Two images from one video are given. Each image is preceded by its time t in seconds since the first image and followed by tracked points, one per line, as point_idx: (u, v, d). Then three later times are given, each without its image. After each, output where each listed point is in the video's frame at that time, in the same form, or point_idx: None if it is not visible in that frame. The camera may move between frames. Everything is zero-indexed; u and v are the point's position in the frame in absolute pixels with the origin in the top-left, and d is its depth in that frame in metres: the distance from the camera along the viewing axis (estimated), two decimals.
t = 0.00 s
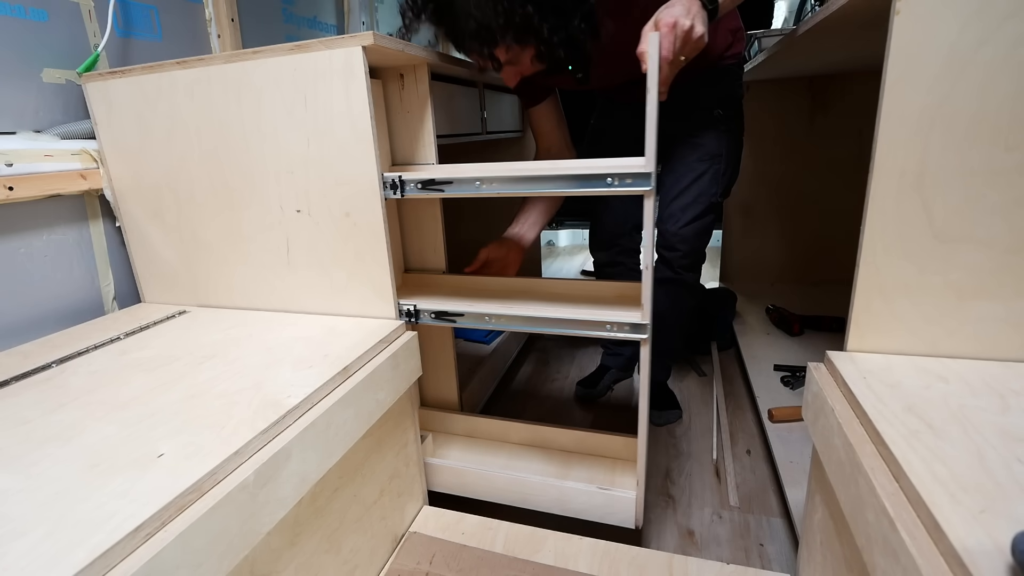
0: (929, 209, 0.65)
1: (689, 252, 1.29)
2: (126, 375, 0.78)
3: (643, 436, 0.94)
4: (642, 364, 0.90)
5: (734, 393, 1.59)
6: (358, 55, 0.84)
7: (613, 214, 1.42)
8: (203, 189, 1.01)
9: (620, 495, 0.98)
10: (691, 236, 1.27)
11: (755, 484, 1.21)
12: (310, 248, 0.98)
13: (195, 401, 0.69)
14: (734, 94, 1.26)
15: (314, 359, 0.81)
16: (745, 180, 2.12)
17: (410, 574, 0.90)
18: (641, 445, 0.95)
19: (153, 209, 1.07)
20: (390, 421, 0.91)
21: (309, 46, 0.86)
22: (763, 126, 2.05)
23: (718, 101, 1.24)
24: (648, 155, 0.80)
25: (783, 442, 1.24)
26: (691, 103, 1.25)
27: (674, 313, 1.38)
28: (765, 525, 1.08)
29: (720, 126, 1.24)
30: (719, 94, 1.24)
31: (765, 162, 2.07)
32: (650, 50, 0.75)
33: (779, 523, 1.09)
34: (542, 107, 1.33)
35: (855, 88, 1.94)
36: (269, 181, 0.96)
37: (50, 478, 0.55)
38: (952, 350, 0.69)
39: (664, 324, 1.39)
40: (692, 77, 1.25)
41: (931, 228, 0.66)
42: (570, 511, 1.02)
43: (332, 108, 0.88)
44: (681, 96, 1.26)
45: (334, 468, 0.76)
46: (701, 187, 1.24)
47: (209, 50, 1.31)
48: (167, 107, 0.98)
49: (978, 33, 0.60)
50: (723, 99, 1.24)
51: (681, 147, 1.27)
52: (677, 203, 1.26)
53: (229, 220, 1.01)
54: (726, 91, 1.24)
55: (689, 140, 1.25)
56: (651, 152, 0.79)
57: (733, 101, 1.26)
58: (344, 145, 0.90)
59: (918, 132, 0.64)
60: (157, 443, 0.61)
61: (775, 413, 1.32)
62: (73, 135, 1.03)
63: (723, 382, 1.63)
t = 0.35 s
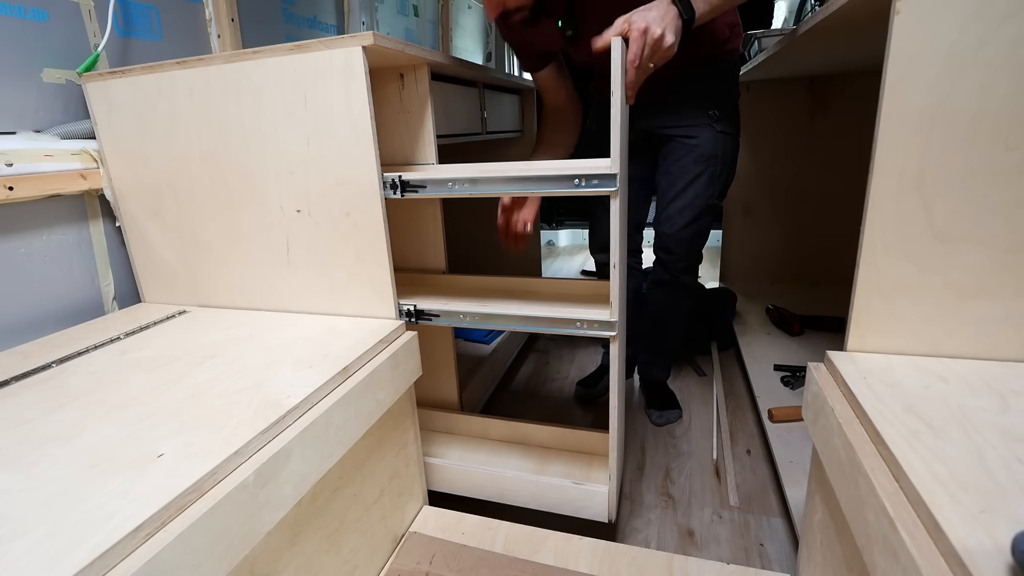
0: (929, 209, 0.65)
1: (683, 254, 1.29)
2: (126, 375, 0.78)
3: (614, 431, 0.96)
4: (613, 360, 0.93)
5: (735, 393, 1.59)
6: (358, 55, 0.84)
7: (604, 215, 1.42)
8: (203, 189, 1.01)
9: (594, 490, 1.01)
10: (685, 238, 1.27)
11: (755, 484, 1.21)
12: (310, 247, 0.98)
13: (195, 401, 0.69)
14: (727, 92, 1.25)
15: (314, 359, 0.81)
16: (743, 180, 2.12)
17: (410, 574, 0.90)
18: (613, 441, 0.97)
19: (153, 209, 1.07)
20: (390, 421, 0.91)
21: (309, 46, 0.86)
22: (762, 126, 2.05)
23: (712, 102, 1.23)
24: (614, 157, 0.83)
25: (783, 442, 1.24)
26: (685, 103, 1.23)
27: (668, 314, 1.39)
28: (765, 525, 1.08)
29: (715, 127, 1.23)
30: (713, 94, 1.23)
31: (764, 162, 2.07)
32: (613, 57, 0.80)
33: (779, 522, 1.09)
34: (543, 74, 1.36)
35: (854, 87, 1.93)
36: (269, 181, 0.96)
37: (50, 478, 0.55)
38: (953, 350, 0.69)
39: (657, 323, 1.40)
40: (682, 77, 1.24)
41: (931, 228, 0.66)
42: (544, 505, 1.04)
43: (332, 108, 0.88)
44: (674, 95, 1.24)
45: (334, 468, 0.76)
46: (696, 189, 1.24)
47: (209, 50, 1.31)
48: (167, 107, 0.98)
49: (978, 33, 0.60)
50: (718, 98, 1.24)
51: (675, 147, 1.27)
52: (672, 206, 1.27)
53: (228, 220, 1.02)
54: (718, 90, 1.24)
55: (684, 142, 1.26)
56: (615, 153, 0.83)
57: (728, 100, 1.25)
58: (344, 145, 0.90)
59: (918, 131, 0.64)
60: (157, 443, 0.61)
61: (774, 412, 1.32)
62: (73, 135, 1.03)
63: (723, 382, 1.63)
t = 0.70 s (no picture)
0: (929, 209, 0.65)
1: (679, 261, 1.32)
2: (126, 375, 0.78)
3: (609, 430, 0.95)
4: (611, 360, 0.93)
5: (735, 394, 1.59)
6: (359, 56, 0.84)
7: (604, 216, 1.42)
8: (203, 189, 1.01)
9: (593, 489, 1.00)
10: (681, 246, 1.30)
11: (755, 484, 1.21)
12: (310, 247, 0.98)
13: (195, 401, 0.69)
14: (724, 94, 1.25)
15: (314, 359, 0.81)
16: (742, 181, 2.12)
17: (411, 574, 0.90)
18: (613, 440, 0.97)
19: (153, 209, 1.07)
20: (390, 421, 0.91)
21: (309, 46, 0.86)
22: (760, 127, 2.05)
23: (706, 106, 1.23)
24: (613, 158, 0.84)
25: (782, 442, 1.24)
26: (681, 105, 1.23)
27: (667, 317, 1.42)
28: (765, 525, 1.08)
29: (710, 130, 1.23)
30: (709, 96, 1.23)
31: (764, 162, 2.08)
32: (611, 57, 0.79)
33: (779, 522, 1.09)
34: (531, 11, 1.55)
35: (854, 87, 1.93)
36: (269, 181, 0.96)
37: (50, 478, 0.55)
38: (952, 350, 0.69)
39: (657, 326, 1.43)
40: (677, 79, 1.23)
41: (931, 228, 0.66)
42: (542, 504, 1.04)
43: (332, 108, 0.88)
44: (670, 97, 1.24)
45: (334, 468, 0.76)
46: (692, 196, 1.26)
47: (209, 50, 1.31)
48: (167, 107, 0.98)
49: (978, 33, 0.60)
50: (712, 102, 1.24)
51: (672, 152, 1.27)
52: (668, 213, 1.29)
53: (228, 220, 1.02)
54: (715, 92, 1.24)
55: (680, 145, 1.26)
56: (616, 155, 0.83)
57: (725, 102, 1.25)
58: (344, 145, 0.90)
59: (918, 131, 0.64)
60: (157, 443, 0.61)
61: (774, 412, 1.32)
62: (73, 135, 1.03)
63: (723, 382, 1.63)
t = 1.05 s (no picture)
0: (929, 209, 0.66)
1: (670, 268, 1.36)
2: (126, 375, 0.78)
3: (539, 424, 0.96)
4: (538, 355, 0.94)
5: (735, 394, 1.59)
6: (358, 56, 0.84)
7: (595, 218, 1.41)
8: (203, 190, 1.01)
9: (527, 478, 1.02)
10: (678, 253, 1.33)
11: (755, 484, 1.21)
12: (310, 247, 0.98)
13: (195, 401, 0.69)
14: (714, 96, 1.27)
15: (314, 359, 0.81)
16: (739, 182, 2.12)
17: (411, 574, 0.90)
18: (542, 433, 0.98)
19: (153, 209, 1.07)
20: (390, 421, 0.91)
21: (309, 46, 0.86)
22: (759, 128, 2.05)
23: (698, 109, 1.26)
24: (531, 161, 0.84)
25: (782, 442, 1.24)
26: (676, 109, 1.25)
27: (662, 321, 1.45)
28: (765, 525, 1.08)
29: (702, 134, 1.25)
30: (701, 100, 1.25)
31: (763, 163, 2.08)
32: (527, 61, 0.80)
33: (780, 523, 1.09)
34: None
35: (854, 88, 1.94)
36: (269, 181, 0.96)
37: (50, 478, 0.55)
38: (953, 350, 0.69)
39: (653, 330, 1.47)
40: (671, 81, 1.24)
41: (931, 228, 0.66)
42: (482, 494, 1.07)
43: (332, 108, 0.88)
44: (662, 99, 1.24)
45: (334, 468, 0.76)
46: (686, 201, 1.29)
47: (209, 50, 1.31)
48: (167, 108, 0.98)
49: (978, 33, 0.60)
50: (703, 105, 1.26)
51: (665, 157, 1.27)
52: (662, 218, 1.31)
53: (228, 221, 1.02)
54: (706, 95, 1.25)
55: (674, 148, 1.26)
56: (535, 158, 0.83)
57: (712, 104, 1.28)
58: (344, 145, 0.90)
59: (918, 131, 0.64)
60: (158, 443, 0.61)
61: (774, 412, 1.32)
62: (73, 135, 1.03)
63: (723, 382, 1.62)
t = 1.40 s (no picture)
0: (929, 209, 0.65)
1: (666, 269, 1.35)
2: (126, 375, 0.78)
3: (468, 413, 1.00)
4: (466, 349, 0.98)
5: (735, 394, 1.58)
6: (358, 56, 0.84)
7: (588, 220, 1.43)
8: (203, 190, 1.01)
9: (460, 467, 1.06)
10: (669, 254, 1.32)
11: (755, 484, 1.21)
12: (310, 247, 0.98)
13: (195, 401, 0.69)
14: (703, 96, 1.25)
15: (314, 359, 0.81)
16: (739, 182, 2.12)
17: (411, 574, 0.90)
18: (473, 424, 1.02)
19: (153, 209, 1.07)
20: (390, 421, 0.91)
21: (309, 46, 0.86)
22: (757, 128, 2.05)
23: (689, 113, 1.24)
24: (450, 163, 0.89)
25: (782, 442, 1.24)
26: (663, 111, 1.25)
27: (660, 321, 1.45)
28: (765, 525, 1.08)
29: (691, 136, 1.24)
30: (690, 101, 1.24)
31: (763, 163, 2.08)
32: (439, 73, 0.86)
33: (780, 523, 1.09)
34: None
35: (855, 88, 1.94)
36: (269, 181, 0.96)
37: (50, 478, 0.55)
38: (953, 350, 0.70)
39: (652, 331, 1.47)
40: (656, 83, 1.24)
41: (931, 228, 0.66)
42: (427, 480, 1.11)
43: (332, 108, 0.88)
44: (656, 103, 1.25)
45: (334, 468, 0.76)
46: (677, 203, 1.28)
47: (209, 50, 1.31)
48: (167, 108, 0.98)
49: (978, 33, 0.60)
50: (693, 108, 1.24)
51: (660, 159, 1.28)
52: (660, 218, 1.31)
53: (228, 221, 1.02)
54: (694, 96, 1.24)
55: (664, 152, 1.27)
56: (452, 160, 0.89)
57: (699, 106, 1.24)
58: (344, 145, 0.90)
59: (919, 131, 0.64)
60: (158, 443, 0.61)
61: (773, 412, 1.32)
62: (73, 135, 1.03)
63: (723, 384, 1.61)
